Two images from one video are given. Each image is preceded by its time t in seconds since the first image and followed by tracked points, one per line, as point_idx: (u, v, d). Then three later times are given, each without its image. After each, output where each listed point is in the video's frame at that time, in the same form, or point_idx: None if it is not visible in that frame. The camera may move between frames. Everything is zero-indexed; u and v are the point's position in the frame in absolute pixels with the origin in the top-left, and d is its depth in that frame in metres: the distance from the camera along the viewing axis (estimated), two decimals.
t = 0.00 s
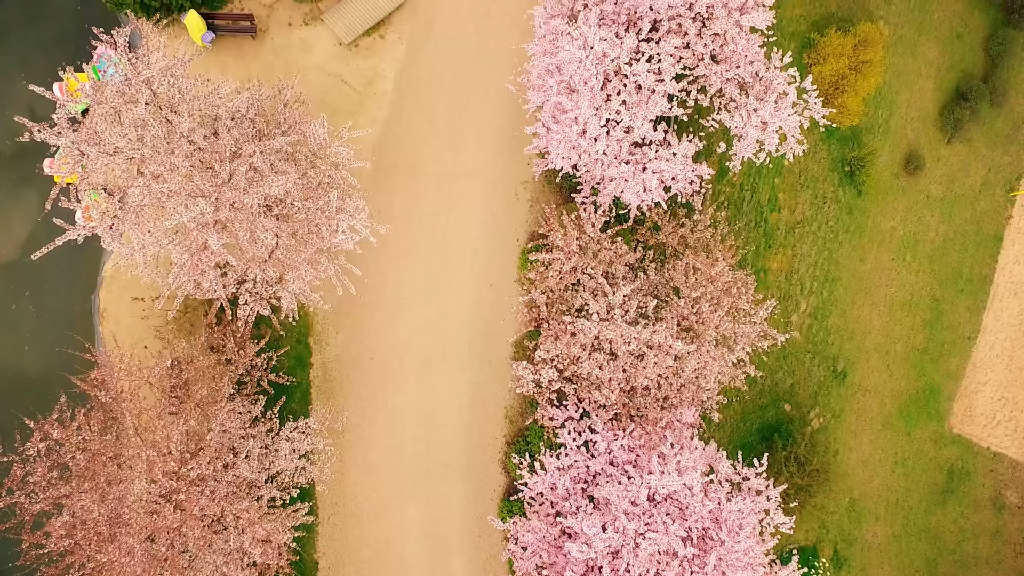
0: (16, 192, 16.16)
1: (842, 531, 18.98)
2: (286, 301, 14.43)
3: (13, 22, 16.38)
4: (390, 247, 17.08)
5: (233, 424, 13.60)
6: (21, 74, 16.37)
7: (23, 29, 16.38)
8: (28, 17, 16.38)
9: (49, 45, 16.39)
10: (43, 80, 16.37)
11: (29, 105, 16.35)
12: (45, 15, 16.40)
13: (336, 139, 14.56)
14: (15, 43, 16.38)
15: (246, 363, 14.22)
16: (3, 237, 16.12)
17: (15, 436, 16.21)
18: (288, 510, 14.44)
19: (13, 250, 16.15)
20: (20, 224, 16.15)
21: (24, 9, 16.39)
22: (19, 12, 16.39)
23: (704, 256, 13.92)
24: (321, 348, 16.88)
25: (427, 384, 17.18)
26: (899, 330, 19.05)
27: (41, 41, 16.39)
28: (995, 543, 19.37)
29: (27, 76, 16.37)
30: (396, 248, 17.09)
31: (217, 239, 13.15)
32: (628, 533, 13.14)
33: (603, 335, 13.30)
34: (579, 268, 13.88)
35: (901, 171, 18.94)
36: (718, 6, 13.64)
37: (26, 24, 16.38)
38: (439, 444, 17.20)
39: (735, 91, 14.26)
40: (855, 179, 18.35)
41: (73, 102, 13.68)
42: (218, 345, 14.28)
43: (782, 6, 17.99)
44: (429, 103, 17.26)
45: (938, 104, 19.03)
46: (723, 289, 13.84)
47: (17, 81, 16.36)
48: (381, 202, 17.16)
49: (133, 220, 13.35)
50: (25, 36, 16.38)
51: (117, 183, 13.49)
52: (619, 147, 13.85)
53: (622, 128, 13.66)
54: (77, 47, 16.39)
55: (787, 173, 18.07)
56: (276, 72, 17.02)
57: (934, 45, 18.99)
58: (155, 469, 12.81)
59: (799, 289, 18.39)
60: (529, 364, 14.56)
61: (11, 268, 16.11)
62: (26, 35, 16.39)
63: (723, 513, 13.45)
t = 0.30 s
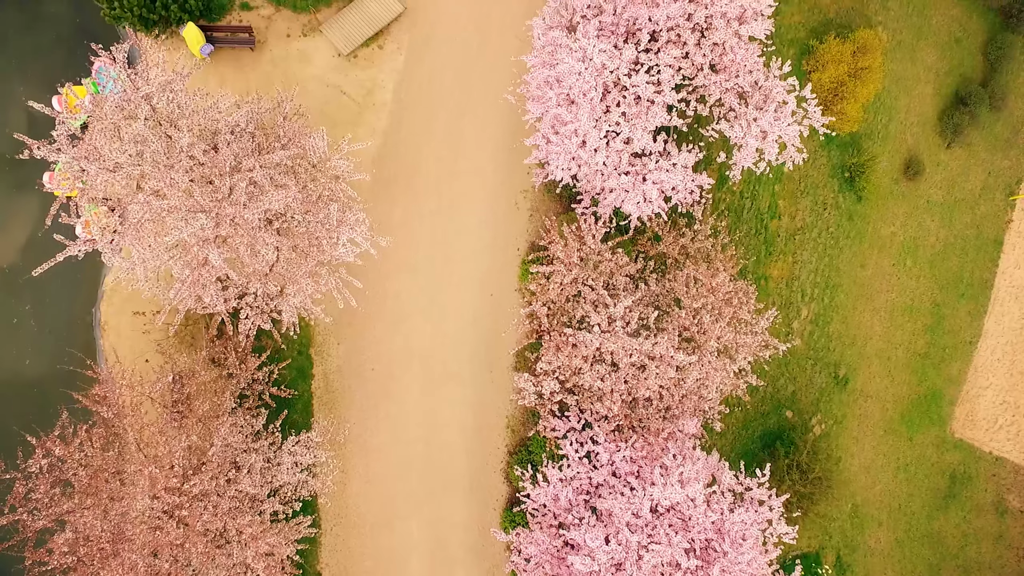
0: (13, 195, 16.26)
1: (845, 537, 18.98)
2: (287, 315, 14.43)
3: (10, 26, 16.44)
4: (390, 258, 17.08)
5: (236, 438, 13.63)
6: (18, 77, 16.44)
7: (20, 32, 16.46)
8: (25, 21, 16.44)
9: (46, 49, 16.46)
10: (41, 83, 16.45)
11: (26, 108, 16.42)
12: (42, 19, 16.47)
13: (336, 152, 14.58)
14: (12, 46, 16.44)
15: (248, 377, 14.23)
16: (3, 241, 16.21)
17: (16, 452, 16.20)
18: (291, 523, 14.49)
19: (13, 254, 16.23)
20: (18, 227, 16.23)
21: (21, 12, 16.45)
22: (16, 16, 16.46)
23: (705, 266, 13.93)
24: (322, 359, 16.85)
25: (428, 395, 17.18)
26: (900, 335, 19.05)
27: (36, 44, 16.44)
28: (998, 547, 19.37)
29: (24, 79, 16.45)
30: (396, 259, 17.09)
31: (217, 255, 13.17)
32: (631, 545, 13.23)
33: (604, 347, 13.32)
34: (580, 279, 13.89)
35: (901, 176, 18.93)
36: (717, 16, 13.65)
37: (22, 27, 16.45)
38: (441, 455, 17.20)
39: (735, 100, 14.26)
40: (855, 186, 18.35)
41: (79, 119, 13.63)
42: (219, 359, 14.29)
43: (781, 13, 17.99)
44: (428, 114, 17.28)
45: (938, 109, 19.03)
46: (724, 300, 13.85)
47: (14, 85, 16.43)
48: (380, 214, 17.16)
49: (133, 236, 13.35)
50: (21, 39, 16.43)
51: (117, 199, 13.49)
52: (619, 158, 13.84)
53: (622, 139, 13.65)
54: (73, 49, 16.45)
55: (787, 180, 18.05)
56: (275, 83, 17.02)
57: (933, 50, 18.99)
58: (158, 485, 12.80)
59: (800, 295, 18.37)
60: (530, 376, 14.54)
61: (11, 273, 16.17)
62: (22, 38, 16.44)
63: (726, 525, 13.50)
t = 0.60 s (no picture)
0: (11, 200, 16.31)
1: (848, 543, 18.97)
2: (289, 329, 14.46)
3: (8, 33, 16.55)
4: (391, 269, 17.08)
5: (239, 453, 13.66)
6: (17, 82, 16.54)
7: (18, 38, 16.56)
8: (22, 28, 16.56)
9: (44, 57, 16.56)
10: (40, 88, 16.56)
11: (24, 113, 16.51)
12: (39, 25, 16.58)
13: (336, 165, 14.60)
14: (11, 52, 16.55)
15: (250, 391, 14.28)
16: (3, 245, 16.23)
17: (19, 469, 16.22)
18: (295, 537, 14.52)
19: (13, 259, 16.26)
20: (19, 231, 16.28)
21: (19, 19, 16.57)
22: (13, 23, 16.57)
23: (706, 277, 13.94)
24: (323, 371, 16.84)
25: (430, 405, 17.19)
26: (901, 341, 19.05)
27: (33, 50, 16.56)
28: (1001, 551, 19.37)
29: (24, 85, 16.55)
30: (396, 270, 17.10)
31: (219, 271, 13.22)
32: (635, 557, 13.25)
33: (606, 359, 13.33)
34: (581, 291, 13.89)
35: (901, 182, 18.93)
36: (716, 27, 13.66)
37: (20, 35, 16.56)
38: (443, 466, 17.21)
39: (734, 110, 14.26)
40: (855, 192, 18.35)
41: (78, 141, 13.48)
42: (221, 374, 14.31)
43: (779, 20, 17.99)
44: (428, 124, 17.30)
45: (937, 114, 19.03)
46: (725, 310, 13.86)
47: (13, 90, 16.53)
48: (381, 225, 17.16)
49: (134, 252, 13.36)
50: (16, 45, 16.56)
51: (117, 215, 13.50)
52: (619, 169, 13.84)
53: (622, 150, 13.64)
54: (72, 54, 16.56)
55: (787, 187, 18.04)
56: (274, 96, 17.05)
57: (932, 55, 18.99)
58: (161, 502, 12.79)
59: (801, 302, 18.36)
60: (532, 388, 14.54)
61: (12, 277, 16.21)
62: (19, 45, 16.57)
63: (729, 536, 13.56)
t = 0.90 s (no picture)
0: (10, 204, 16.29)
1: (851, 549, 18.99)
2: (290, 343, 14.46)
3: (5, 37, 16.54)
4: (392, 279, 17.08)
5: (241, 468, 13.67)
6: (16, 86, 16.53)
7: (15, 42, 16.56)
8: (19, 31, 16.57)
9: (44, 60, 16.58)
10: (39, 91, 16.57)
11: (23, 116, 16.53)
12: (38, 28, 16.59)
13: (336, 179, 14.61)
14: (9, 56, 16.54)
15: (252, 405, 14.30)
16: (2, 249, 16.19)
17: (21, 485, 16.25)
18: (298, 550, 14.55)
19: (13, 263, 16.23)
20: (18, 235, 16.26)
21: (18, 22, 16.57)
22: (10, 27, 16.56)
23: (707, 287, 13.96)
24: (325, 381, 16.84)
25: (432, 415, 17.19)
26: (902, 345, 19.06)
27: (30, 54, 16.57)
28: (1004, 555, 19.38)
29: (22, 88, 16.54)
30: (398, 280, 17.10)
31: (220, 286, 13.24)
32: (638, 569, 13.27)
33: (608, 371, 13.34)
34: (582, 302, 13.90)
35: (900, 187, 18.93)
36: (715, 37, 13.67)
37: (18, 39, 16.57)
38: (446, 475, 17.21)
39: (734, 120, 14.27)
40: (855, 198, 18.36)
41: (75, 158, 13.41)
42: (223, 388, 14.31)
43: (778, 27, 17.99)
44: (427, 134, 17.31)
45: (937, 118, 19.03)
46: (727, 321, 13.86)
47: (11, 93, 16.51)
48: (381, 235, 17.18)
49: (135, 267, 13.37)
50: (13, 49, 16.56)
51: (118, 231, 13.51)
52: (619, 180, 13.83)
53: (622, 162, 13.63)
54: (71, 57, 16.60)
55: (787, 194, 18.03)
56: (273, 108, 17.06)
57: (931, 60, 18.99)
58: (164, 519, 12.81)
59: (802, 309, 18.36)
60: (534, 399, 14.58)
61: (11, 281, 16.19)
62: (17, 48, 16.57)
63: (733, 547, 13.61)
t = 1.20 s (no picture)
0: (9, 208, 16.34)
1: (854, 555, 19.01)
2: (292, 356, 14.47)
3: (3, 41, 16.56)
4: (393, 289, 17.09)
5: (245, 483, 13.68)
6: (16, 89, 16.57)
7: (14, 47, 16.61)
8: (18, 36, 16.61)
9: (43, 65, 16.62)
10: (39, 95, 16.62)
11: (22, 119, 16.57)
12: (37, 31, 16.63)
13: (337, 192, 14.64)
14: (8, 60, 16.59)
15: (255, 419, 14.31)
16: (2, 254, 16.23)
17: (26, 502, 16.29)
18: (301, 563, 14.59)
19: (13, 267, 16.26)
20: (18, 239, 16.28)
21: (18, 26, 16.61)
22: (8, 31, 16.60)
23: (708, 298, 13.98)
24: (327, 393, 16.84)
25: (434, 425, 17.20)
26: (903, 351, 19.08)
27: (29, 57, 16.61)
28: (1007, 559, 19.40)
29: (22, 92, 16.58)
30: (399, 291, 17.11)
31: (221, 302, 13.28)
32: None
33: (610, 383, 13.34)
34: (584, 313, 13.91)
35: (900, 192, 18.94)
36: (714, 47, 13.66)
37: (16, 44, 16.62)
38: (449, 485, 17.23)
39: (733, 130, 14.28)
40: (855, 204, 18.37)
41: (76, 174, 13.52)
42: (226, 402, 14.32)
43: (777, 33, 17.99)
44: (427, 145, 17.33)
45: (936, 123, 19.05)
46: (728, 331, 13.89)
47: (10, 97, 16.55)
48: (382, 246, 17.19)
49: (137, 283, 13.41)
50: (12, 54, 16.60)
51: (119, 247, 13.55)
52: (619, 192, 13.84)
53: (622, 173, 13.64)
54: (69, 61, 16.63)
55: (786, 201, 18.04)
56: (273, 120, 17.07)
57: (930, 65, 19.00)
58: (169, 536, 12.82)
59: (803, 315, 18.37)
60: (536, 410, 14.59)
61: (11, 286, 16.22)
62: (16, 52, 16.63)
63: (736, 557, 13.71)
